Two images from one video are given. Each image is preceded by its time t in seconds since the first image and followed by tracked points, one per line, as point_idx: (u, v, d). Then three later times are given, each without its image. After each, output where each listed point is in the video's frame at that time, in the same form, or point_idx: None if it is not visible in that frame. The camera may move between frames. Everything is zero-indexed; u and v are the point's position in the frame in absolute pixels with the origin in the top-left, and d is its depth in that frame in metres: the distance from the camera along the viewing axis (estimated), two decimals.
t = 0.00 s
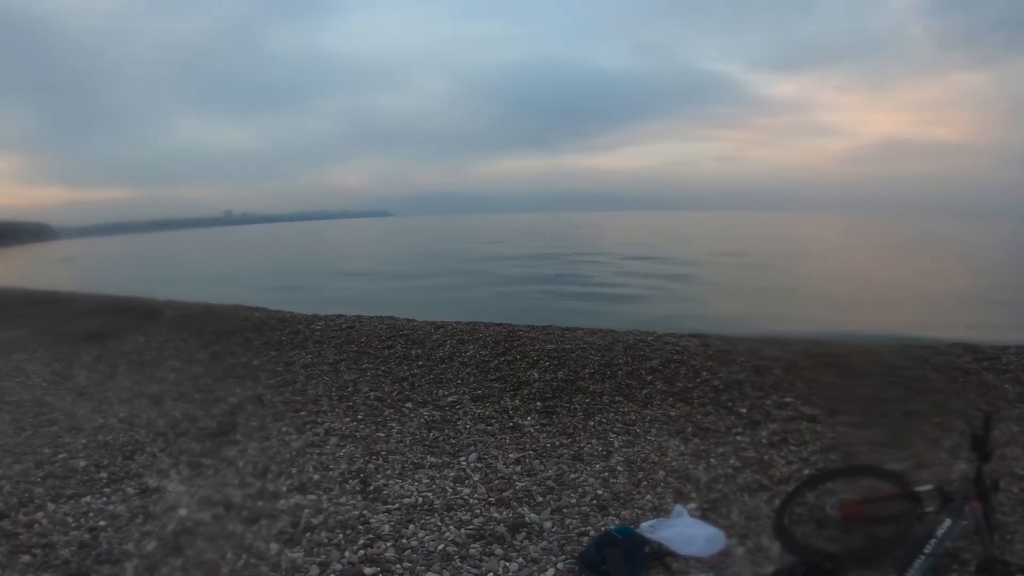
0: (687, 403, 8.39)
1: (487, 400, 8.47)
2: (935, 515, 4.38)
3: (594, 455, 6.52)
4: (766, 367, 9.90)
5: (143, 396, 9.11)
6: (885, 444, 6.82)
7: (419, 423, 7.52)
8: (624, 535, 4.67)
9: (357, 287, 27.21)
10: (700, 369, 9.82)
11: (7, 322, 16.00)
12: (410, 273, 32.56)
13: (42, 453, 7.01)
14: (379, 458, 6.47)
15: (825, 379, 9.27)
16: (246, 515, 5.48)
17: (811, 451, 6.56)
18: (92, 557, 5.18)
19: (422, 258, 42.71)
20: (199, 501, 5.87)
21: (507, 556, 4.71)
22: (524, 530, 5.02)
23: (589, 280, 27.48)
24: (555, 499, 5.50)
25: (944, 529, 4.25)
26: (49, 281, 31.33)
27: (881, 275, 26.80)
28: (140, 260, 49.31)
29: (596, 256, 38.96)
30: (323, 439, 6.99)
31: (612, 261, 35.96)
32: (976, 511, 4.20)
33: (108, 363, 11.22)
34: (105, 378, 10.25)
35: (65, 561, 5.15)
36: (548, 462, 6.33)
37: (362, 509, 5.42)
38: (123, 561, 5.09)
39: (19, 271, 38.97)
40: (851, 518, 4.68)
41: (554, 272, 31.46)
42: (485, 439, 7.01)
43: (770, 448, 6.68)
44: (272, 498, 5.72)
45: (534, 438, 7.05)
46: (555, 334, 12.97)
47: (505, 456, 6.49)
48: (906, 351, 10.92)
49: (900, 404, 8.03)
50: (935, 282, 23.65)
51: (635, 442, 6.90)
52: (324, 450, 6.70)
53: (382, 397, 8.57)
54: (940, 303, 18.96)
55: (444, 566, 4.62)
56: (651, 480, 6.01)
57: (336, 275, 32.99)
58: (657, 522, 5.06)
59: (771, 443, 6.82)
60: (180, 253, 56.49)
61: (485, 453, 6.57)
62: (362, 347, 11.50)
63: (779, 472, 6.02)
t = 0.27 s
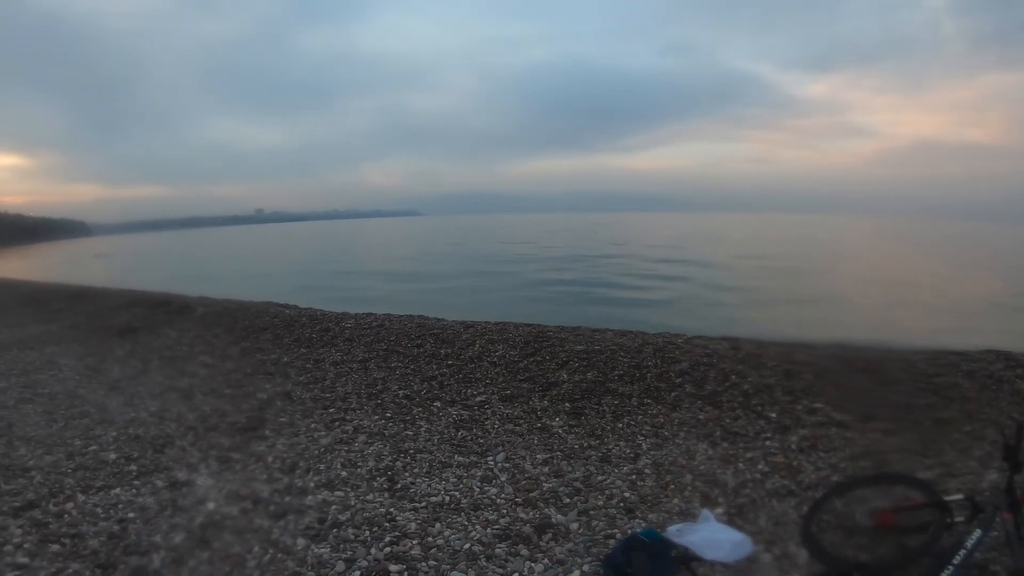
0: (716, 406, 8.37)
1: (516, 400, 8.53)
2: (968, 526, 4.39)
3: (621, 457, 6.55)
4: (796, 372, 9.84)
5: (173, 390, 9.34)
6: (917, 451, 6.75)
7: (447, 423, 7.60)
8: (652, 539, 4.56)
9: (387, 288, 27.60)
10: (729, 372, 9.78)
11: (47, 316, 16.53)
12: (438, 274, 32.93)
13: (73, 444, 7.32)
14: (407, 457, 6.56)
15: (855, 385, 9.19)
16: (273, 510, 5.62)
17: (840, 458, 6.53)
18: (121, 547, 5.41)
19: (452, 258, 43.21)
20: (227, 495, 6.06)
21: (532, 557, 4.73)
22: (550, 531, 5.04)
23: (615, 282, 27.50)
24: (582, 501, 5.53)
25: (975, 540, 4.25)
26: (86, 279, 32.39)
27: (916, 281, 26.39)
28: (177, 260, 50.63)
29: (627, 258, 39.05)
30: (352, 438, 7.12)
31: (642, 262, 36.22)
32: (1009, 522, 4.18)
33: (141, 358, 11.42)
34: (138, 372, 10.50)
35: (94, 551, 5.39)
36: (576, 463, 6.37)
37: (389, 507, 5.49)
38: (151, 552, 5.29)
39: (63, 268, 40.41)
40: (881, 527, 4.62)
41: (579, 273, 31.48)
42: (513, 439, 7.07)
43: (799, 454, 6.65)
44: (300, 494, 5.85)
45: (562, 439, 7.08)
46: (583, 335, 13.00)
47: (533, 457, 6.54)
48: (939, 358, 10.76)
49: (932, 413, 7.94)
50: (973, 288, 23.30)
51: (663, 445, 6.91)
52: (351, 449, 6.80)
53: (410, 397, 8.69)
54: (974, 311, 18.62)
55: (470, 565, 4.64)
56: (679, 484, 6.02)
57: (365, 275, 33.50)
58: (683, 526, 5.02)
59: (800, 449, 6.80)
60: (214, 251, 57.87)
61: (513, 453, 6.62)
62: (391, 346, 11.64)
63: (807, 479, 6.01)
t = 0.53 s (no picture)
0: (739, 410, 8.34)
1: (538, 402, 8.61)
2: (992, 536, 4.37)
3: (643, 460, 6.58)
4: (821, 377, 9.78)
5: (197, 385, 9.53)
6: (942, 459, 6.69)
7: (470, 423, 7.70)
8: (673, 542, 4.64)
9: (410, 288, 27.89)
10: (753, 376, 9.74)
11: (77, 311, 16.94)
12: (460, 275, 33.18)
13: (97, 439, 7.56)
14: (428, 457, 6.66)
15: (880, 391, 9.10)
16: (295, 507, 5.73)
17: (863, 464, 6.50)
18: (143, 540, 5.58)
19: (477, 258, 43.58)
20: (249, 490, 6.20)
21: (553, 558, 4.74)
22: (571, 533, 5.05)
23: (637, 284, 27.52)
24: (604, 503, 5.55)
25: (1000, 549, 4.23)
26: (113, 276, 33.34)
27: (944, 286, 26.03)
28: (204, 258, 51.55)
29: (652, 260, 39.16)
30: (375, 437, 7.25)
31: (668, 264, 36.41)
32: None
33: (165, 354, 11.53)
34: (163, 367, 10.67)
35: (117, 544, 5.57)
36: (598, 465, 6.41)
37: (409, 506, 5.56)
38: (172, 545, 5.44)
39: (95, 264, 41.39)
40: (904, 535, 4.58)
41: (598, 275, 31.49)
42: (535, 440, 7.12)
43: (822, 460, 6.63)
44: (321, 491, 5.99)
45: (585, 441, 7.12)
46: (607, 337, 13.01)
47: (555, 458, 6.59)
48: (967, 365, 10.61)
49: (958, 420, 7.85)
50: (1001, 295, 22.89)
51: (685, 448, 6.91)
52: (373, 447, 6.90)
53: (433, 396, 8.81)
54: (1004, 320, 18.31)
55: (490, 565, 4.67)
56: (701, 488, 6.03)
57: (387, 275, 33.86)
58: (705, 531, 5.04)
59: (823, 455, 6.77)
60: (238, 250, 58.81)
61: (535, 454, 6.68)
62: (415, 346, 11.76)
63: (830, 485, 5.99)
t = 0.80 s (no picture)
0: (764, 413, 8.34)
1: (563, 403, 8.71)
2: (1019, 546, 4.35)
3: (667, 463, 6.62)
4: (846, 382, 9.73)
5: (222, 383, 9.76)
6: (968, 467, 6.63)
7: (493, 423, 7.84)
8: (696, 547, 4.61)
9: (434, 288, 28.14)
10: (778, 379, 9.73)
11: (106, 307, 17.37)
12: (482, 275, 33.39)
13: (122, 434, 7.84)
14: (452, 457, 6.81)
15: (906, 396, 9.03)
16: (318, 505, 5.88)
17: (889, 470, 6.48)
18: (166, 535, 5.77)
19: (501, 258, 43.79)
20: (272, 488, 6.35)
21: (575, 561, 4.79)
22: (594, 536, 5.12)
23: (659, 285, 27.51)
24: (627, 506, 5.63)
25: None
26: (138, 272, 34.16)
27: (975, 290, 25.63)
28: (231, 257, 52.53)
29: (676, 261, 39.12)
30: (398, 437, 7.47)
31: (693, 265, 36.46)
32: None
33: (190, 351, 11.72)
34: (188, 364, 10.87)
35: (140, 538, 5.76)
36: (621, 467, 6.49)
37: (432, 506, 5.68)
38: (195, 541, 5.62)
39: (126, 261, 42.59)
40: (930, 543, 4.53)
41: (619, 276, 31.50)
42: (559, 442, 7.22)
43: (847, 466, 6.63)
44: (344, 490, 6.16)
45: (608, 444, 7.20)
46: (630, 338, 13.05)
47: (579, 460, 6.68)
48: (996, 371, 10.47)
49: (986, 428, 7.76)
50: None
51: (709, 451, 6.94)
52: (397, 446, 7.07)
53: (457, 396, 8.98)
54: None
55: (513, 566, 4.76)
56: (725, 492, 6.09)
57: (410, 275, 34.18)
58: (727, 536, 5.04)
59: (848, 461, 6.76)
60: (261, 249, 59.82)
61: (558, 456, 6.79)
62: (439, 345, 11.95)
63: (856, 492, 6.00)
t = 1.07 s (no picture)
0: (796, 418, 8.34)
1: (592, 405, 8.84)
2: None
3: (696, 467, 6.73)
4: (878, 388, 9.65)
5: (252, 382, 10.07)
6: (1001, 475, 6.53)
7: (522, 425, 8.04)
8: (725, 554, 4.58)
9: (464, 291, 28.44)
10: (809, 384, 9.71)
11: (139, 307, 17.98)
12: (507, 277, 33.68)
13: (152, 431, 8.19)
14: (481, 458, 7.01)
15: (940, 403, 8.92)
16: (346, 504, 6.07)
17: (920, 478, 6.46)
18: (194, 531, 5.93)
19: (527, 260, 44.01)
20: (299, 487, 6.52)
21: (603, 566, 4.89)
22: (623, 540, 5.25)
23: (684, 289, 27.53)
24: (656, 511, 5.77)
25: None
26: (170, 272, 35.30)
27: (1012, 296, 25.02)
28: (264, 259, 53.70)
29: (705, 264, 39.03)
30: (426, 437, 7.66)
31: (722, 268, 36.39)
32: None
33: (219, 350, 12.14)
34: (219, 363, 11.33)
35: (169, 535, 5.93)
36: (650, 471, 6.61)
37: (459, 507, 5.86)
38: (224, 537, 5.77)
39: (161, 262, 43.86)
40: (961, 553, 4.48)
41: (644, 279, 31.53)
42: (587, 444, 7.36)
43: (879, 473, 6.64)
44: (373, 490, 6.36)
45: (636, 447, 7.30)
46: (660, 341, 13.10)
47: (607, 463, 6.82)
48: None
49: (1022, 437, 7.65)
50: None
51: (739, 456, 7.02)
52: (426, 447, 7.30)
53: (486, 397, 9.20)
54: None
55: (541, 569, 4.88)
56: (755, 497, 6.18)
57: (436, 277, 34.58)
58: (757, 543, 5.03)
59: (880, 468, 6.76)
60: (294, 252, 61.59)
61: (586, 459, 6.94)
62: (469, 347, 12.24)
63: (887, 500, 6.02)
